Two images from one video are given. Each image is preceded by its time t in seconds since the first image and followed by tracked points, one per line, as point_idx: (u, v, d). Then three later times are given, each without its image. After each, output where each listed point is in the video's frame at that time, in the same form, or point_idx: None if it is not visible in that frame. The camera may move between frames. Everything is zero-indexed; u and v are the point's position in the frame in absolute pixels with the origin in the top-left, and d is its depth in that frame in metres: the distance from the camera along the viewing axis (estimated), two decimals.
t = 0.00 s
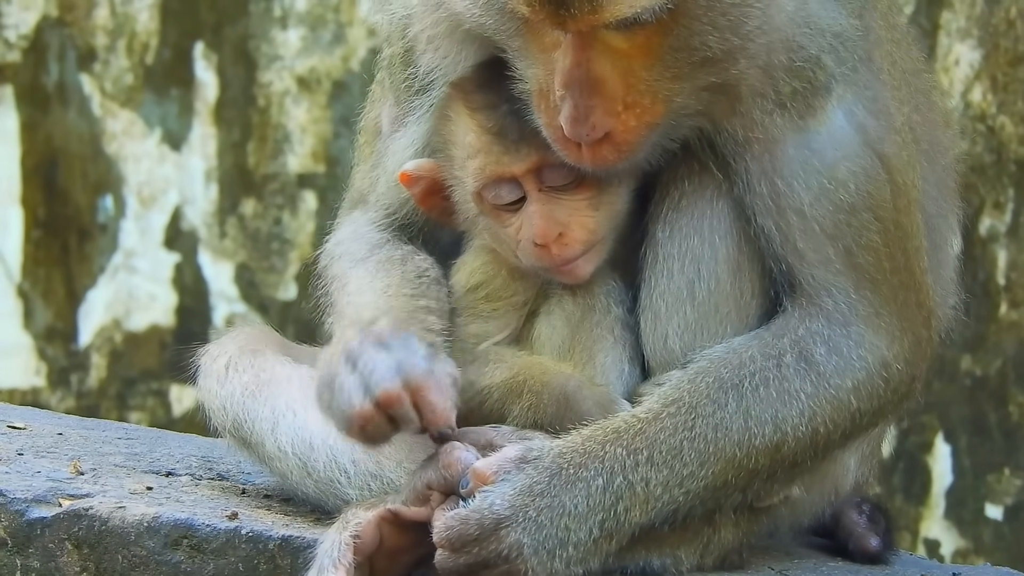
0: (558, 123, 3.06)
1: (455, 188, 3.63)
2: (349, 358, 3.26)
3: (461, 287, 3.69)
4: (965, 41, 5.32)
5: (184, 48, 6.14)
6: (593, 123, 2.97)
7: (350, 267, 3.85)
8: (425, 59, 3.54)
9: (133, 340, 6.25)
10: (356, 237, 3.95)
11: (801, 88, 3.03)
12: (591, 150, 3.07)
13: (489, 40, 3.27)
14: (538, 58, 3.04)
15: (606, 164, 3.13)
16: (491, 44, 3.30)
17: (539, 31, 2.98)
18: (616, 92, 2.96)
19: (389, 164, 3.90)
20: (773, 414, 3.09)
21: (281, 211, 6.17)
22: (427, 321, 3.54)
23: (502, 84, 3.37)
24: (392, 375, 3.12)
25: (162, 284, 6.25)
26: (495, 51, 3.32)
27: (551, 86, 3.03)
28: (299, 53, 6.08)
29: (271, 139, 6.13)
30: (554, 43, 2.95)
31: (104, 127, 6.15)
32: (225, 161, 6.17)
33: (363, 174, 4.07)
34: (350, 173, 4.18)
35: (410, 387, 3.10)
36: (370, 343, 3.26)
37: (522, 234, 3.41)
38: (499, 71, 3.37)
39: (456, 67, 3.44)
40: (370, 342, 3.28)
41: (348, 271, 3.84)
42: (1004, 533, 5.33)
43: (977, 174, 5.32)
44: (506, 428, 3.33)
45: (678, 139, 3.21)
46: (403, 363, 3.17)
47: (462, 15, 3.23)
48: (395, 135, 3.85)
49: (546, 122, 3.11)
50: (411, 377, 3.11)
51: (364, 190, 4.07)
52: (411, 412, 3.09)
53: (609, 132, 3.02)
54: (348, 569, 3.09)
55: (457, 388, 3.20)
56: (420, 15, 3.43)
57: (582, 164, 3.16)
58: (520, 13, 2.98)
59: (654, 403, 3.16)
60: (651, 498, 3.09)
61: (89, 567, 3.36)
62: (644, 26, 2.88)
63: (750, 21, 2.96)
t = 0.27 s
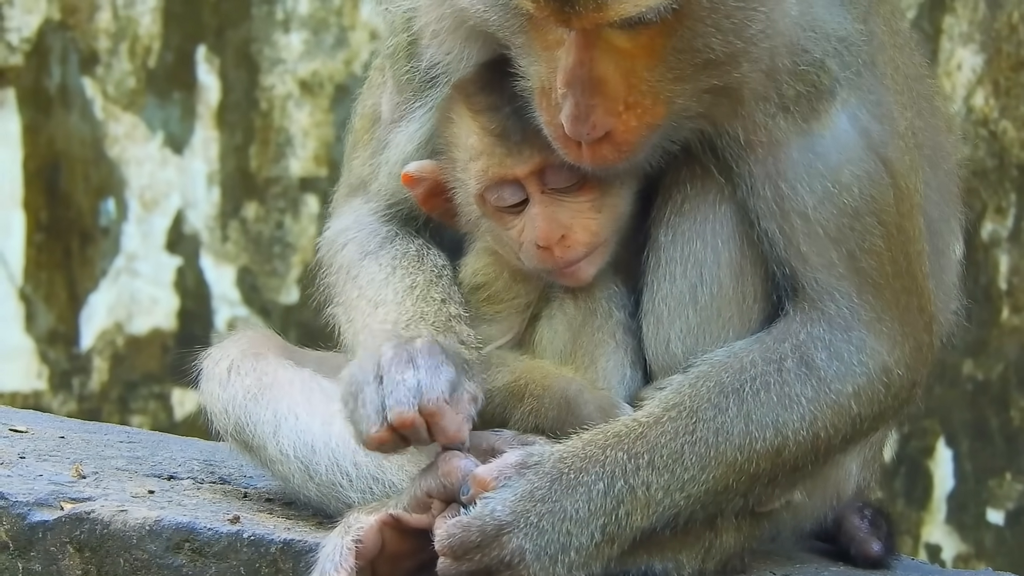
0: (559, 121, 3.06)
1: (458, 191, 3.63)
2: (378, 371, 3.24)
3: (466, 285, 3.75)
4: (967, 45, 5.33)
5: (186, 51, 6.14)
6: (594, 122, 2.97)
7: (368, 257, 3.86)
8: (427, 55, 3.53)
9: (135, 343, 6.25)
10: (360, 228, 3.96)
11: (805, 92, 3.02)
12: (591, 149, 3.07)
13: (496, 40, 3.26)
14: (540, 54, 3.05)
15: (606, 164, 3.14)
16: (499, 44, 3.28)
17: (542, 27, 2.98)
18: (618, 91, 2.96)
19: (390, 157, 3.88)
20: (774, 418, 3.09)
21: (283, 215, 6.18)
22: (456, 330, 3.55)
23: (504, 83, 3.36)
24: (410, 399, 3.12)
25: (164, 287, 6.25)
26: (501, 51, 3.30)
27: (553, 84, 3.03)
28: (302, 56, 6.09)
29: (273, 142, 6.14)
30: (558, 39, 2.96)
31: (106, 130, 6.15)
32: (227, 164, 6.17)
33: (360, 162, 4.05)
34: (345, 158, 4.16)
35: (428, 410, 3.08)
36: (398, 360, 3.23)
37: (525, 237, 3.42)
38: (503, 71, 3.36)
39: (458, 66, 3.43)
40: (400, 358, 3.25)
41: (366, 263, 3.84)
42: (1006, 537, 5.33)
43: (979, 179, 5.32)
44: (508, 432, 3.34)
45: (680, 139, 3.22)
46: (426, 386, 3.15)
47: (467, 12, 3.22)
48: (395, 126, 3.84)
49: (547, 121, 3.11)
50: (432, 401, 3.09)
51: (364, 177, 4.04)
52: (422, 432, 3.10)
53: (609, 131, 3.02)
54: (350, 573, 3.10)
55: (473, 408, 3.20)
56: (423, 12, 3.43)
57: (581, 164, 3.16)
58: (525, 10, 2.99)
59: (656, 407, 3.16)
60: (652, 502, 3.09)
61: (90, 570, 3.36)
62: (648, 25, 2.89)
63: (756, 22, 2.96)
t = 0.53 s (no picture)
0: (561, 125, 3.07)
1: (458, 193, 3.63)
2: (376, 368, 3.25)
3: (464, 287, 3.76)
4: (967, 47, 5.33)
5: (186, 53, 6.14)
6: (596, 127, 2.97)
7: (368, 258, 3.87)
8: (431, 54, 3.56)
9: (135, 346, 6.25)
10: (361, 225, 3.97)
11: (808, 96, 3.03)
12: (593, 154, 3.07)
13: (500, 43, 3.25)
14: (543, 59, 3.04)
15: (607, 168, 3.14)
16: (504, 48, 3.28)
17: (546, 32, 2.98)
18: (621, 96, 2.96)
19: (393, 156, 3.88)
20: (775, 421, 3.09)
21: (283, 217, 6.18)
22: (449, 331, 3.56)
23: (506, 87, 3.35)
24: (413, 389, 3.15)
25: (164, 290, 6.25)
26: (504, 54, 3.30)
27: (556, 88, 3.03)
28: (302, 59, 6.09)
29: (273, 145, 6.14)
30: (561, 44, 2.95)
31: (106, 133, 6.15)
32: (228, 166, 6.17)
33: (364, 161, 4.04)
34: (349, 155, 4.16)
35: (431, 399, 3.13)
36: (396, 355, 3.27)
37: (525, 239, 3.42)
38: (506, 73, 3.36)
39: (461, 67, 3.44)
40: (398, 352, 3.29)
41: (366, 264, 3.86)
42: (1006, 539, 5.32)
43: (979, 181, 5.32)
44: (508, 434, 3.34)
45: (682, 143, 3.22)
46: (428, 377, 3.20)
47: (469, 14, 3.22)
48: (399, 126, 3.84)
49: (550, 124, 3.11)
50: (434, 391, 3.14)
51: (369, 174, 4.04)
52: (425, 426, 3.11)
53: (611, 136, 3.02)
54: None
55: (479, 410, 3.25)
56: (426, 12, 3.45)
57: (582, 167, 3.17)
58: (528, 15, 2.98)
59: (657, 409, 3.16)
60: (653, 504, 3.08)
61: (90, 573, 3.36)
62: (652, 32, 2.88)
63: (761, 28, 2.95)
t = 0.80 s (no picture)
0: (559, 131, 3.07)
1: (455, 198, 3.63)
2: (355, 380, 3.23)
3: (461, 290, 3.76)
4: (964, 51, 5.33)
5: (183, 57, 6.14)
6: (594, 132, 2.97)
7: (362, 264, 3.88)
8: (427, 60, 3.57)
9: (131, 349, 6.25)
10: (359, 231, 3.97)
11: (805, 100, 3.03)
12: (592, 159, 3.07)
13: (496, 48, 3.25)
14: (541, 64, 3.05)
15: (605, 174, 3.14)
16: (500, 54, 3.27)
17: (543, 37, 2.98)
18: (618, 101, 2.96)
19: (392, 163, 3.89)
20: (771, 425, 3.09)
21: (279, 220, 6.18)
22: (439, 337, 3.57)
23: (503, 92, 3.36)
24: (389, 401, 3.13)
25: (161, 293, 6.25)
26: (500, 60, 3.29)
27: (554, 94, 3.03)
28: (298, 62, 6.09)
29: (270, 148, 6.14)
30: (558, 49, 2.96)
31: (103, 136, 6.15)
32: (224, 170, 6.17)
33: (362, 167, 4.05)
34: (350, 161, 4.17)
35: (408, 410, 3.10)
36: (373, 364, 3.24)
37: (523, 243, 3.42)
38: (502, 79, 3.35)
39: (458, 72, 3.44)
40: (375, 360, 3.26)
41: (360, 269, 3.86)
42: (1002, 543, 5.32)
43: (976, 184, 5.32)
44: (504, 437, 3.34)
45: (680, 148, 3.22)
46: (403, 385, 3.16)
47: (465, 19, 3.23)
48: (397, 133, 3.84)
49: (547, 130, 3.12)
50: (409, 401, 3.11)
51: (367, 181, 4.04)
52: (406, 436, 3.12)
53: (610, 142, 3.02)
54: None
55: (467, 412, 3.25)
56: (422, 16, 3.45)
57: (581, 173, 3.17)
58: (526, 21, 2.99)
59: (653, 413, 3.16)
60: (648, 508, 3.08)
61: None
62: (648, 36, 2.89)
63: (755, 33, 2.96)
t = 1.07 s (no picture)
0: (557, 135, 3.07)
1: (455, 201, 3.62)
2: (360, 382, 3.26)
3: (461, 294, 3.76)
4: (964, 53, 5.34)
5: (182, 60, 6.14)
6: (591, 136, 2.97)
7: (363, 270, 3.86)
8: (426, 65, 3.57)
9: (131, 352, 6.25)
10: (359, 238, 3.96)
11: (803, 103, 3.03)
12: (590, 163, 3.07)
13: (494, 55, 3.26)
14: (539, 70, 3.04)
15: (605, 178, 3.14)
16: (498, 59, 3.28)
17: (540, 43, 2.98)
18: (616, 106, 2.95)
19: (390, 168, 3.89)
20: (770, 429, 3.09)
21: (279, 223, 6.17)
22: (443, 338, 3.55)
23: (503, 96, 3.36)
24: (392, 407, 3.14)
25: (160, 296, 6.24)
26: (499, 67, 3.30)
27: (552, 99, 3.03)
28: (298, 65, 6.08)
29: (269, 151, 6.13)
30: (555, 54, 2.95)
31: (102, 139, 6.15)
32: (223, 172, 6.16)
33: (360, 173, 4.04)
34: (347, 168, 4.17)
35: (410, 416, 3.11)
36: (379, 368, 3.26)
37: (522, 247, 3.41)
38: (500, 82, 3.37)
39: (457, 76, 3.44)
40: (382, 364, 3.28)
41: (361, 274, 3.85)
42: (1002, 545, 5.32)
43: (975, 187, 5.32)
44: (504, 441, 3.33)
45: (679, 152, 3.22)
46: (406, 392, 3.18)
47: (463, 24, 3.23)
48: (395, 139, 3.84)
49: (546, 135, 3.11)
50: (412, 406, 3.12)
51: (364, 190, 4.04)
52: (409, 442, 3.11)
53: (608, 145, 3.02)
54: None
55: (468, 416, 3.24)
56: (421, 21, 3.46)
57: (580, 177, 3.17)
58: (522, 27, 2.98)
59: (653, 417, 3.15)
60: (648, 513, 3.08)
61: None
62: (645, 41, 2.88)
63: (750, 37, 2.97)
